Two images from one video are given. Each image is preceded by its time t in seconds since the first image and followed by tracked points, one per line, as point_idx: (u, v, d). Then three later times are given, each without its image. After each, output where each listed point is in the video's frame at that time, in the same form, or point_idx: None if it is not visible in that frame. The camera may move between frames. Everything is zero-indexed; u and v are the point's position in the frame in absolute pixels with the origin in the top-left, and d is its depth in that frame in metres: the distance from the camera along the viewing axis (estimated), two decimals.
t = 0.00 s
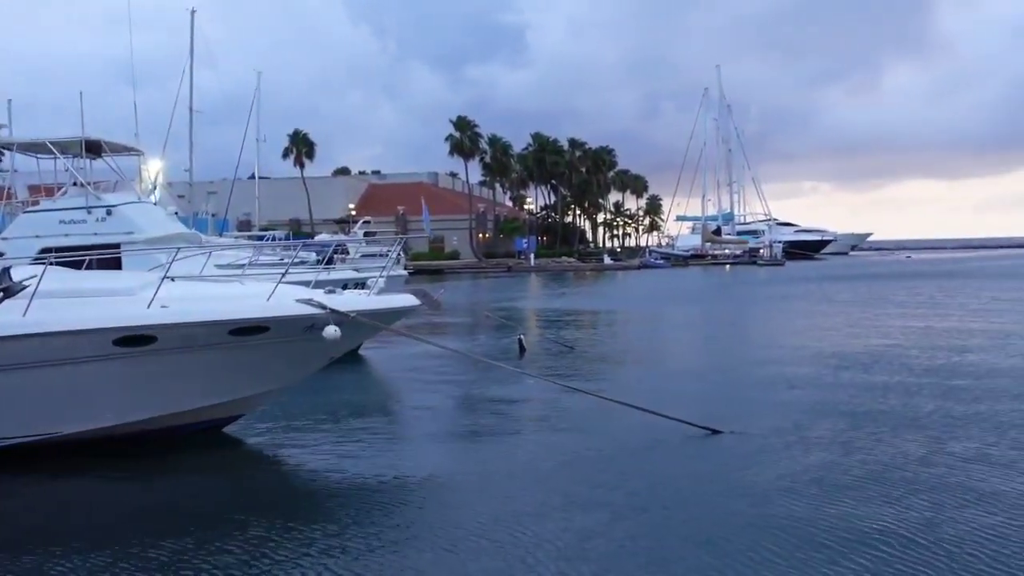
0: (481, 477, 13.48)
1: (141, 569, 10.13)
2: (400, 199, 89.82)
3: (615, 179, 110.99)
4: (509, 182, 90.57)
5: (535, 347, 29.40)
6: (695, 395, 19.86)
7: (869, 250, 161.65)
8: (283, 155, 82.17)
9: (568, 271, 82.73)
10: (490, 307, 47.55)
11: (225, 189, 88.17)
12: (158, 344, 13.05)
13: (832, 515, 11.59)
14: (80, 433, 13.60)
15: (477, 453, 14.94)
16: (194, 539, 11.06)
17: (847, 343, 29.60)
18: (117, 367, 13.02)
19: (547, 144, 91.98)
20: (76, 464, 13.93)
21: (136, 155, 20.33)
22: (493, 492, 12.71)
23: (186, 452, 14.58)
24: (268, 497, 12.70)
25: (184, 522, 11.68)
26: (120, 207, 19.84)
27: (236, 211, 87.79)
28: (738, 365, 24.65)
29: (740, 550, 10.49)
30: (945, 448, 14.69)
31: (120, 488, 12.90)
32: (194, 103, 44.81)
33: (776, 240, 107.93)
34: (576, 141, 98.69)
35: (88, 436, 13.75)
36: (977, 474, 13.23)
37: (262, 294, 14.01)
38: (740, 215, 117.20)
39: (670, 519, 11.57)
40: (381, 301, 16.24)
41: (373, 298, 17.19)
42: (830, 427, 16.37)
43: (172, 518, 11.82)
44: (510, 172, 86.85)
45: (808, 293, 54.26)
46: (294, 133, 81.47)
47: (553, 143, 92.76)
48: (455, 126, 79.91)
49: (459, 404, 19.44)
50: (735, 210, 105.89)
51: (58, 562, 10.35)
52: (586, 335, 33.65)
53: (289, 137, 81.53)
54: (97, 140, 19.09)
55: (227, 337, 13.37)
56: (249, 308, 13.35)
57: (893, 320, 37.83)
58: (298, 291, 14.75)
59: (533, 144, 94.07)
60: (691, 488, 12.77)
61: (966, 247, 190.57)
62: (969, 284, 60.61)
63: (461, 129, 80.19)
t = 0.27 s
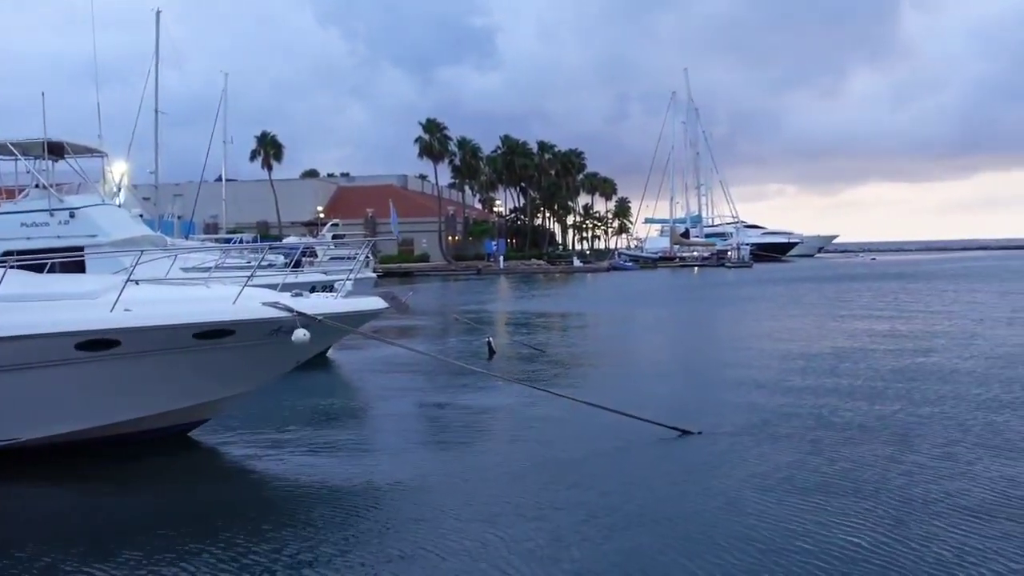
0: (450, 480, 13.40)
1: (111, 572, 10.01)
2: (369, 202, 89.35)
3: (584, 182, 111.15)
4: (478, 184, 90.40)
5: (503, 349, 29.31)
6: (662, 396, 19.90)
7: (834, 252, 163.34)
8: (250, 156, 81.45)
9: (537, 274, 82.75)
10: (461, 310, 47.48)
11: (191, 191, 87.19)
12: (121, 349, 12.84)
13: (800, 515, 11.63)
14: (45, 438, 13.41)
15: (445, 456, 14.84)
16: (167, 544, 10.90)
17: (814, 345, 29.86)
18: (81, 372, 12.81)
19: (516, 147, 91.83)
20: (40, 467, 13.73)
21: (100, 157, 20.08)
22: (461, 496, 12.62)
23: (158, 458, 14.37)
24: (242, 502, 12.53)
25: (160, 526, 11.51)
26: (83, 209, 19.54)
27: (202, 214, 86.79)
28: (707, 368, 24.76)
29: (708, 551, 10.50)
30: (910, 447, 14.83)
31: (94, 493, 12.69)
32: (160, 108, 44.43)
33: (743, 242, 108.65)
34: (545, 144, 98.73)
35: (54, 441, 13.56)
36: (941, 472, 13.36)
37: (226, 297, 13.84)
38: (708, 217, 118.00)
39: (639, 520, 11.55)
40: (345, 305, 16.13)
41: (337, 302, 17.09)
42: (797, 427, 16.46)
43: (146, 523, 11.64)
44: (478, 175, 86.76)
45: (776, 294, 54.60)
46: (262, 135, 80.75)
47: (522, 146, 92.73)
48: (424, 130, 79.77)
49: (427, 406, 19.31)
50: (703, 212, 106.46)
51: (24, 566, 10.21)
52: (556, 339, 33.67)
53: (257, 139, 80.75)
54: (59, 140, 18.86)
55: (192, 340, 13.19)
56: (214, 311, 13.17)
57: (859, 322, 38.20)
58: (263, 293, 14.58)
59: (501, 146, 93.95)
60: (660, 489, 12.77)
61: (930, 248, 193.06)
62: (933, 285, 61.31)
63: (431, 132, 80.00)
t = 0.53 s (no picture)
0: (425, 481, 13.35)
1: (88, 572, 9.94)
2: (342, 203, 88.96)
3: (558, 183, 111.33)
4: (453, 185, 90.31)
5: (476, 351, 29.29)
6: (635, 396, 19.98)
7: (805, 254, 164.84)
8: (223, 157, 80.85)
9: (511, 275, 82.80)
10: (435, 311, 47.35)
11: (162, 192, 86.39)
12: (91, 351, 12.67)
13: (775, 513, 11.69)
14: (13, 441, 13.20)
15: (420, 457, 14.79)
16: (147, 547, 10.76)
17: (785, 347, 30.11)
18: (50, 374, 12.62)
19: (491, 148, 91.75)
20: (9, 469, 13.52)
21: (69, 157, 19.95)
22: (436, 497, 12.57)
23: (133, 460, 14.19)
24: (220, 503, 12.44)
25: (139, 528, 11.35)
26: (52, 209, 19.27)
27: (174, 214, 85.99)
28: (680, 368, 24.89)
29: (685, 549, 10.51)
30: (882, 446, 14.96)
31: (64, 495, 12.53)
32: (130, 109, 44.17)
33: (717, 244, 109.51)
34: (520, 145, 98.76)
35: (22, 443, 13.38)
36: (914, 469, 13.48)
37: (196, 298, 13.70)
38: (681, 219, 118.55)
39: (615, 519, 11.56)
40: (317, 308, 16.04)
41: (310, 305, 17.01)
42: (770, 427, 16.57)
43: (123, 525, 11.51)
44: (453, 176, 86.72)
45: (748, 296, 54.96)
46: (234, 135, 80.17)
47: (497, 148, 92.82)
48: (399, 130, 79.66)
49: (400, 408, 19.23)
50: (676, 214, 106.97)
51: None
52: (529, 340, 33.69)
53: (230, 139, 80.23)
54: (27, 140, 19.09)
55: (162, 342, 13.06)
56: (184, 313, 13.03)
57: (829, 322, 38.59)
58: (234, 295, 14.46)
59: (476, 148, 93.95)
60: (636, 489, 12.79)
61: (900, 251, 195.20)
62: (903, 286, 61.99)
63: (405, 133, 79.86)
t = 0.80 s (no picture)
0: (396, 482, 13.28)
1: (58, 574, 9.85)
2: (311, 204, 88.37)
3: (528, 184, 111.35)
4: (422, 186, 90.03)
5: (445, 352, 29.21)
6: (606, 396, 20.05)
7: (772, 254, 166.30)
8: (190, 157, 79.99)
9: (482, 276, 82.68)
10: (406, 311, 47.25)
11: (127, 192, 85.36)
12: (51, 353, 12.46)
13: (747, 510, 11.76)
14: None
15: (391, 458, 14.72)
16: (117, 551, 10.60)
17: (753, 345, 30.32)
18: (11, 376, 12.41)
19: (461, 149, 91.58)
20: None
21: (31, 156, 19.66)
22: (408, 498, 12.50)
23: (100, 464, 14.00)
24: (190, 504, 12.36)
25: (111, 533, 11.18)
26: (14, 210, 19.04)
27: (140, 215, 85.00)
28: (649, 369, 24.93)
29: (658, 547, 10.54)
30: (850, 443, 15.11)
31: (30, 499, 12.37)
32: (94, 105, 43.32)
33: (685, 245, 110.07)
34: (489, 146, 98.71)
35: None
36: (882, 466, 13.64)
37: (161, 299, 13.53)
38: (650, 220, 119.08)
39: (588, 518, 11.57)
40: (285, 309, 15.96)
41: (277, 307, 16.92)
42: (739, 425, 16.67)
43: (91, 527, 11.40)
44: (422, 176, 86.44)
45: (716, 296, 55.35)
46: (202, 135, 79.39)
47: (467, 147, 92.43)
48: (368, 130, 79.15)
49: (371, 409, 19.12)
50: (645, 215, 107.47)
51: None
52: (500, 340, 33.59)
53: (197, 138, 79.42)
54: None
55: (125, 345, 12.87)
56: (147, 315, 12.84)
57: (796, 322, 38.88)
58: (199, 296, 14.30)
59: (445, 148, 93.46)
60: (608, 488, 12.81)
61: (866, 251, 197.72)
62: (868, 286, 62.79)
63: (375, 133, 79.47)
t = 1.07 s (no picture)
0: (366, 483, 13.16)
1: None
2: (279, 203, 87.70)
3: (497, 184, 111.33)
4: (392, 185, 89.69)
5: (414, 351, 29.09)
6: (575, 396, 20.07)
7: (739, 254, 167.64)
8: (155, 155, 79.03)
9: (451, 276, 82.55)
10: (375, 310, 47.05)
11: (91, 190, 84.14)
12: (13, 354, 12.25)
13: (718, 508, 11.79)
14: None
15: (359, 459, 14.60)
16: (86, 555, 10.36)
17: (721, 343, 30.54)
18: None
19: (430, 148, 91.32)
20: None
21: None
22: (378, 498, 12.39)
23: (65, 466, 13.80)
24: (159, 505, 12.23)
25: (78, 537, 10.94)
26: None
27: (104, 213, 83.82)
28: (617, 367, 25.03)
29: (630, 546, 10.52)
30: (818, 441, 15.22)
31: None
32: (57, 102, 42.68)
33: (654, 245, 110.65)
34: (459, 146, 98.55)
35: None
36: (849, 463, 13.75)
37: (125, 299, 13.34)
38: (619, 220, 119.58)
39: (559, 517, 11.53)
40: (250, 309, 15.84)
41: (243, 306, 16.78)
42: (709, 424, 16.74)
43: (58, 529, 11.24)
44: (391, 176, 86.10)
45: (684, 296, 55.70)
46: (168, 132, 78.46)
47: (436, 147, 92.22)
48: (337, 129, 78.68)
49: (338, 410, 18.96)
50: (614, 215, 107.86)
51: None
52: (469, 338, 33.55)
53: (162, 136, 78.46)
54: None
55: (89, 345, 12.68)
56: (111, 316, 12.66)
57: (763, 321, 39.24)
58: (164, 296, 14.12)
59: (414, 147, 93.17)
60: (579, 486, 12.80)
61: (832, 252, 200.09)
62: (833, 286, 63.52)
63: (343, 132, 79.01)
